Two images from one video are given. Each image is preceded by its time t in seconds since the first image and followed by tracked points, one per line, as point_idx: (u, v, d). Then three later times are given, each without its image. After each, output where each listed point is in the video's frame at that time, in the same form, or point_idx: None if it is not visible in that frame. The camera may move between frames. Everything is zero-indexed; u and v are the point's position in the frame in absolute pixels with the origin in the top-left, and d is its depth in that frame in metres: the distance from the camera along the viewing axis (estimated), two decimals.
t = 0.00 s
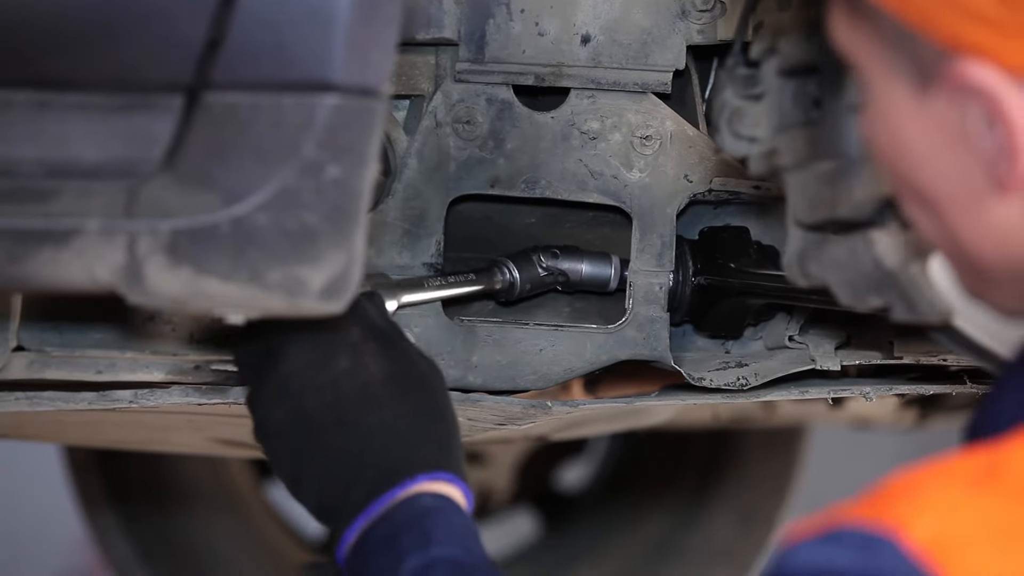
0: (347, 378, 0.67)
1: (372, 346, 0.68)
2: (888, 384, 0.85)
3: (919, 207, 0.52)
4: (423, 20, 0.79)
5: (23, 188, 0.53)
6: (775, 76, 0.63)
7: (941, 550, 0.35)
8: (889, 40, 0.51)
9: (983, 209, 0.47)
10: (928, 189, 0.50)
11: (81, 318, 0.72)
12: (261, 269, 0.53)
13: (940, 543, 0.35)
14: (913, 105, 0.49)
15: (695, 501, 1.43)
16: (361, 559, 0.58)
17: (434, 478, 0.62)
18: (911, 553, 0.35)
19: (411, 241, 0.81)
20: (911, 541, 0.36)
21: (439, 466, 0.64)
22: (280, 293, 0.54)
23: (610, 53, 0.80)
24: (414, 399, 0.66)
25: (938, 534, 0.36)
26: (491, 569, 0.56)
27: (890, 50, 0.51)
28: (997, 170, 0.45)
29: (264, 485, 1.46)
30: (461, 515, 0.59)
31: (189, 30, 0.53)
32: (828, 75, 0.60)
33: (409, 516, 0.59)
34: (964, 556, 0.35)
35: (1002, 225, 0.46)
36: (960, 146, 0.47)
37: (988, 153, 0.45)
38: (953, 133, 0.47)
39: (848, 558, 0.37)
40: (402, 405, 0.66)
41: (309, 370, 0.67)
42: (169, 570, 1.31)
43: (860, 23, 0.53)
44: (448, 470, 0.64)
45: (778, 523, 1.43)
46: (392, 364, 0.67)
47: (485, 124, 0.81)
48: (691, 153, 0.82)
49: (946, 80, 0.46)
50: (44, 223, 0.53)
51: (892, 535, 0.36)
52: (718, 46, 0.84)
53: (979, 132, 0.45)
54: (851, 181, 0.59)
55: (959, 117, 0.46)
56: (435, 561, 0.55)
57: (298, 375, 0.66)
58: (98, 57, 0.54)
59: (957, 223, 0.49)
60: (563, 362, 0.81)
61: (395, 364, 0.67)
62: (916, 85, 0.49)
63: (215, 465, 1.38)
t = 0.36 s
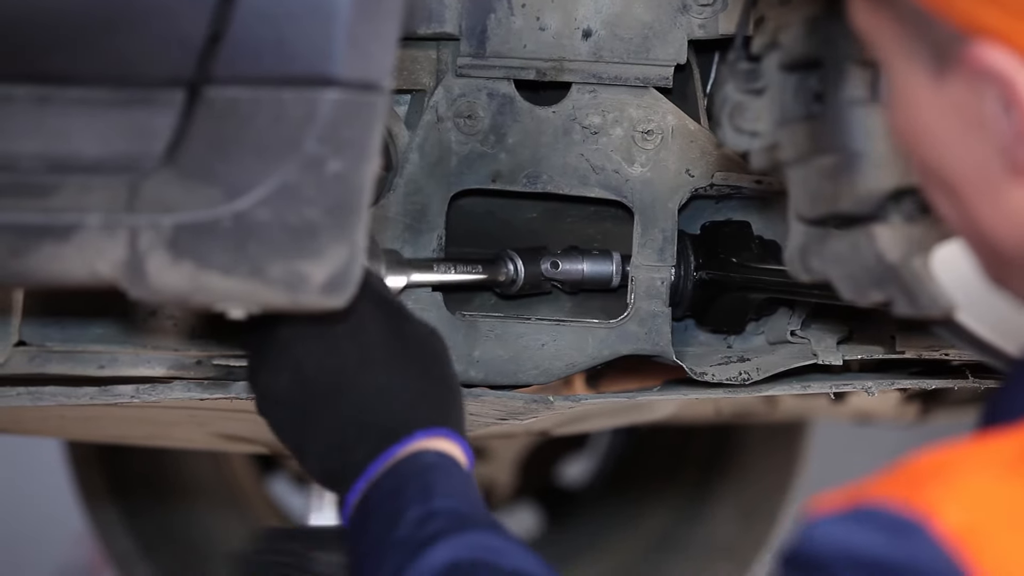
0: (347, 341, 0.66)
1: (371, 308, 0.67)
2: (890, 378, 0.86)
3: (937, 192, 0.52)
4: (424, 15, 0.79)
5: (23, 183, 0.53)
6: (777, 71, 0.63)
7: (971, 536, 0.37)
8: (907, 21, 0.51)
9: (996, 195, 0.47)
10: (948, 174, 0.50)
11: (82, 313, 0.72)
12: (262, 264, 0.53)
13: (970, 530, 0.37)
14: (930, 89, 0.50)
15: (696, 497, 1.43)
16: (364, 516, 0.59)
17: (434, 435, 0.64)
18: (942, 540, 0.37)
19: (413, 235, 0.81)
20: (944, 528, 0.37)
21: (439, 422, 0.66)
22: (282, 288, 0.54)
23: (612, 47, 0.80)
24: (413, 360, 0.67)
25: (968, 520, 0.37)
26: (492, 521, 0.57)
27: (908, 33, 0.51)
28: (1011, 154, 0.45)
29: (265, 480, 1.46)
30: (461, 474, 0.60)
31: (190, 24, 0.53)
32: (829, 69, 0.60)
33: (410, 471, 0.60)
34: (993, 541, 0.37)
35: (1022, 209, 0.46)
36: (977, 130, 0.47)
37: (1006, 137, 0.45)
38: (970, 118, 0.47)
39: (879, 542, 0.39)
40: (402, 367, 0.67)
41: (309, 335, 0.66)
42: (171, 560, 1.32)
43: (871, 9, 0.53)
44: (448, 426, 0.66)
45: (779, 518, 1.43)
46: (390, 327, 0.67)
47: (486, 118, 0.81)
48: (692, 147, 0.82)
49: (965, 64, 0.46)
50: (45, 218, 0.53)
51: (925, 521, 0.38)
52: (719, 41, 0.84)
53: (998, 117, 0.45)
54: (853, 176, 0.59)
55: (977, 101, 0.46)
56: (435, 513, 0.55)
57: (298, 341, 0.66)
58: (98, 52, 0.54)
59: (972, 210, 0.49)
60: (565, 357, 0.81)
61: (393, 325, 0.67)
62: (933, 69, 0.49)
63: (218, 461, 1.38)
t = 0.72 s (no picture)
0: (340, 333, 0.67)
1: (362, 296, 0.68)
2: (896, 376, 0.85)
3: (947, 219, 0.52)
4: (429, 13, 0.79)
5: (28, 181, 0.53)
6: (780, 70, 0.62)
7: (934, 549, 0.38)
8: (888, 43, 0.52)
9: (1001, 205, 0.47)
10: (949, 195, 0.50)
11: (89, 311, 0.72)
12: (267, 261, 0.53)
13: (932, 543, 0.38)
14: (923, 108, 0.51)
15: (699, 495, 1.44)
16: (373, 505, 0.59)
17: (438, 416, 0.64)
18: (906, 550, 0.39)
19: (418, 234, 0.81)
20: (907, 539, 0.39)
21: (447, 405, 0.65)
22: (287, 286, 0.53)
23: (616, 45, 0.80)
24: (408, 339, 0.68)
25: (931, 533, 0.39)
26: (499, 509, 0.56)
27: (891, 55, 0.52)
28: (1010, 158, 0.46)
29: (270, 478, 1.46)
30: (465, 455, 0.60)
31: (195, 22, 0.53)
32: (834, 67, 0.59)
33: (415, 456, 0.59)
34: (956, 554, 0.38)
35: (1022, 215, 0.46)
36: (973, 140, 0.48)
37: (1002, 145, 0.46)
38: (966, 130, 0.48)
39: (846, 551, 0.40)
40: (397, 348, 0.67)
41: (304, 333, 0.67)
42: (174, 559, 1.34)
43: (842, 36, 0.55)
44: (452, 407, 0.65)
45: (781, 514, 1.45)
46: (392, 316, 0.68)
47: (491, 116, 0.81)
48: (697, 145, 0.82)
49: (954, 73, 0.47)
50: (50, 216, 0.52)
51: (890, 533, 0.39)
52: (724, 39, 0.84)
53: (992, 125, 0.46)
54: (855, 174, 0.60)
55: (970, 112, 0.47)
56: (439, 503, 0.55)
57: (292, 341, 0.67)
58: (103, 50, 0.54)
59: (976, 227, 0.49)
60: (570, 355, 0.81)
61: (384, 309, 0.68)
62: (923, 89, 0.50)
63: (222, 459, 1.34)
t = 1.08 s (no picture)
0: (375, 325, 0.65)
1: (400, 293, 0.66)
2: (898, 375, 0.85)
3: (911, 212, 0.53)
4: (431, 11, 0.79)
5: (29, 179, 0.53)
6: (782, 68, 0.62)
7: (929, 538, 0.42)
8: (847, 42, 0.52)
9: (959, 202, 0.49)
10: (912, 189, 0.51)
11: (92, 309, 0.72)
12: (269, 260, 0.52)
13: (927, 532, 0.42)
14: (882, 107, 0.50)
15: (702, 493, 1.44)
16: (383, 506, 0.60)
17: (458, 425, 0.64)
18: (901, 540, 0.42)
19: (421, 232, 0.81)
20: (901, 530, 0.43)
21: (468, 411, 0.65)
22: (289, 285, 0.53)
23: (618, 44, 0.80)
24: (442, 346, 0.67)
25: (924, 523, 0.42)
26: (509, 520, 0.57)
27: (851, 53, 0.52)
28: (966, 162, 0.46)
29: (272, 477, 1.46)
30: (483, 468, 0.60)
31: (199, 21, 0.53)
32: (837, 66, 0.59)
33: (432, 464, 0.60)
34: (952, 541, 0.41)
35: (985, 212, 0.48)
36: (931, 142, 0.48)
37: (958, 147, 0.47)
38: (923, 132, 0.48)
39: (841, 545, 0.44)
40: (430, 352, 0.66)
41: (336, 316, 0.65)
42: (177, 559, 1.33)
43: (812, 40, 0.54)
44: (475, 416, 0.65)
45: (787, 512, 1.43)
46: (420, 315, 0.67)
47: (493, 115, 0.81)
48: (699, 143, 0.82)
49: (910, 79, 0.47)
50: (52, 214, 0.52)
51: (884, 525, 0.43)
52: (726, 38, 0.84)
53: (948, 129, 0.47)
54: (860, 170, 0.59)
55: (927, 115, 0.47)
56: (451, 513, 0.55)
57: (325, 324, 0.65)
58: (107, 49, 0.54)
59: (942, 219, 0.51)
60: (573, 353, 0.81)
61: (422, 312, 0.67)
62: (882, 88, 0.50)
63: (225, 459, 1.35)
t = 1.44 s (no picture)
0: (381, 296, 0.64)
1: (407, 267, 0.65)
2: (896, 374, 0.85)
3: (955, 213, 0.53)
4: (429, 11, 0.79)
5: (28, 180, 0.53)
6: (781, 67, 0.62)
7: None
8: (910, 42, 0.53)
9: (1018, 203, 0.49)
10: (963, 191, 0.52)
11: (89, 310, 0.72)
12: (268, 261, 0.52)
13: None
14: (943, 106, 0.51)
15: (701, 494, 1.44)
16: (398, 477, 0.59)
17: (472, 398, 0.62)
18: (1005, 522, 0.39)
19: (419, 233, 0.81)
20: (1005, 508, 0.40)
21: (479, 383, 0.63)
22: (288, 285, 0.53)
23: (617, 44, 0.80)
24: (449, 322, 0.65)
25: None
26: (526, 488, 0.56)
27: (912, 53, 0.53)
28: None
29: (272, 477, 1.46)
30: (498, 437, 0.59)
31: (196, 21, 0.53)
32: (835, 65, 0.59)
33: (445, 431, 0.59)
34: None
35: None
36: (993, 142, 0.49)
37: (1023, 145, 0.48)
38: (986, 130, 0.49)
39: (939, 521, 0.41)
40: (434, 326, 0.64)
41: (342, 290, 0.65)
42: (177, 560, 1.33)
43: (865, 37, 0.56)
44: (484, 389, 0.63)
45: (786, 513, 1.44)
46: (425, 283, 0.65)
47: (492, 115, 0.81)
48: (698, 144, 0.82)
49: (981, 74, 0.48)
50: (50, 214, 0.52)
51: (990, 505, 0.40)
52: (725, 39, 0.84)
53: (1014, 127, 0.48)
54: (859, 171, 0.59)
55: (994, 113, 0.49)
56: (468, 476, 0.55)
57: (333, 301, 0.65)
58: (104, 49, 0.54)
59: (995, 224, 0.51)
60: (572, 353, 0.81)
61: (430, 286, 0.65)
62: (945, 87, 0.51)
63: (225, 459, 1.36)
